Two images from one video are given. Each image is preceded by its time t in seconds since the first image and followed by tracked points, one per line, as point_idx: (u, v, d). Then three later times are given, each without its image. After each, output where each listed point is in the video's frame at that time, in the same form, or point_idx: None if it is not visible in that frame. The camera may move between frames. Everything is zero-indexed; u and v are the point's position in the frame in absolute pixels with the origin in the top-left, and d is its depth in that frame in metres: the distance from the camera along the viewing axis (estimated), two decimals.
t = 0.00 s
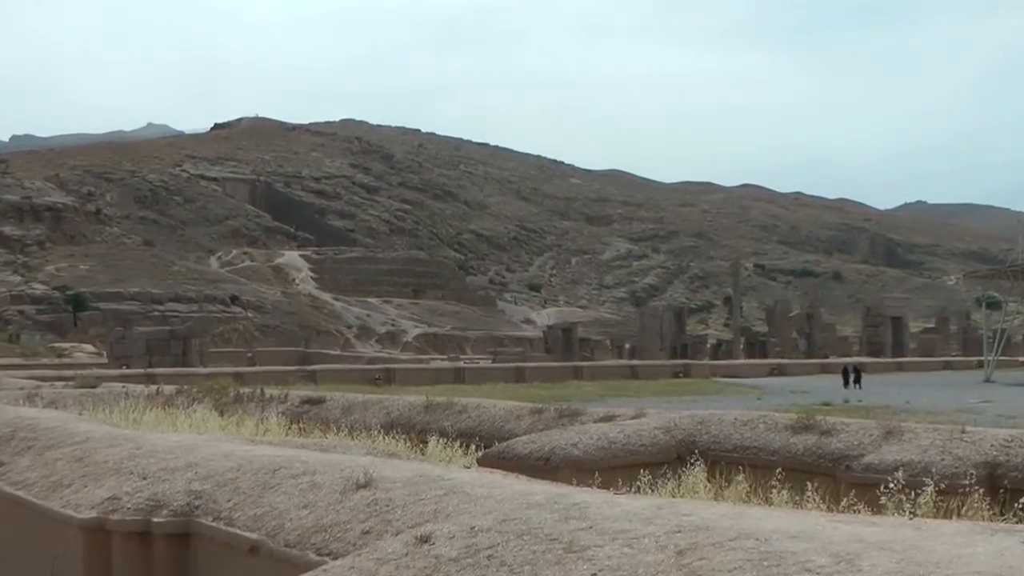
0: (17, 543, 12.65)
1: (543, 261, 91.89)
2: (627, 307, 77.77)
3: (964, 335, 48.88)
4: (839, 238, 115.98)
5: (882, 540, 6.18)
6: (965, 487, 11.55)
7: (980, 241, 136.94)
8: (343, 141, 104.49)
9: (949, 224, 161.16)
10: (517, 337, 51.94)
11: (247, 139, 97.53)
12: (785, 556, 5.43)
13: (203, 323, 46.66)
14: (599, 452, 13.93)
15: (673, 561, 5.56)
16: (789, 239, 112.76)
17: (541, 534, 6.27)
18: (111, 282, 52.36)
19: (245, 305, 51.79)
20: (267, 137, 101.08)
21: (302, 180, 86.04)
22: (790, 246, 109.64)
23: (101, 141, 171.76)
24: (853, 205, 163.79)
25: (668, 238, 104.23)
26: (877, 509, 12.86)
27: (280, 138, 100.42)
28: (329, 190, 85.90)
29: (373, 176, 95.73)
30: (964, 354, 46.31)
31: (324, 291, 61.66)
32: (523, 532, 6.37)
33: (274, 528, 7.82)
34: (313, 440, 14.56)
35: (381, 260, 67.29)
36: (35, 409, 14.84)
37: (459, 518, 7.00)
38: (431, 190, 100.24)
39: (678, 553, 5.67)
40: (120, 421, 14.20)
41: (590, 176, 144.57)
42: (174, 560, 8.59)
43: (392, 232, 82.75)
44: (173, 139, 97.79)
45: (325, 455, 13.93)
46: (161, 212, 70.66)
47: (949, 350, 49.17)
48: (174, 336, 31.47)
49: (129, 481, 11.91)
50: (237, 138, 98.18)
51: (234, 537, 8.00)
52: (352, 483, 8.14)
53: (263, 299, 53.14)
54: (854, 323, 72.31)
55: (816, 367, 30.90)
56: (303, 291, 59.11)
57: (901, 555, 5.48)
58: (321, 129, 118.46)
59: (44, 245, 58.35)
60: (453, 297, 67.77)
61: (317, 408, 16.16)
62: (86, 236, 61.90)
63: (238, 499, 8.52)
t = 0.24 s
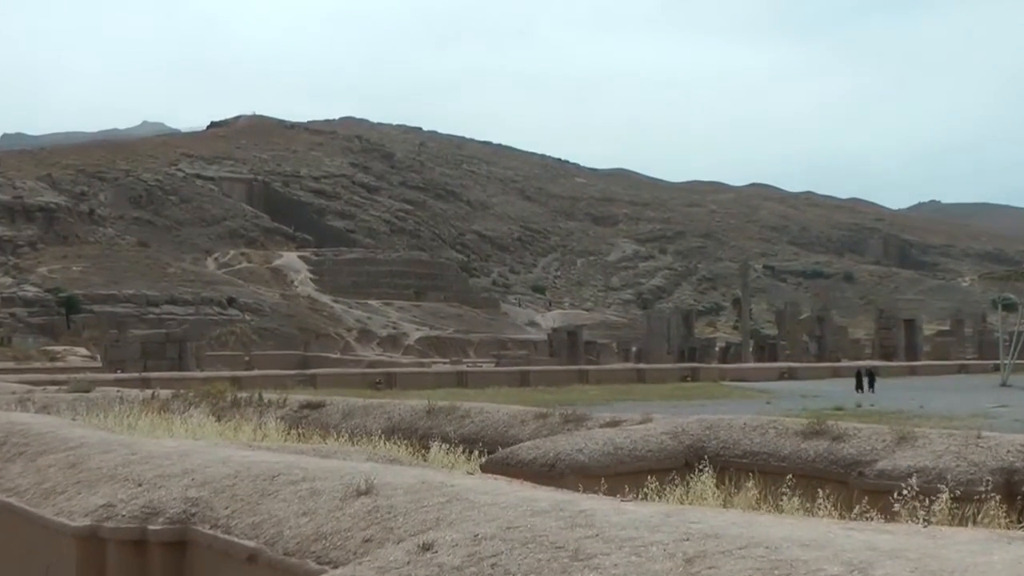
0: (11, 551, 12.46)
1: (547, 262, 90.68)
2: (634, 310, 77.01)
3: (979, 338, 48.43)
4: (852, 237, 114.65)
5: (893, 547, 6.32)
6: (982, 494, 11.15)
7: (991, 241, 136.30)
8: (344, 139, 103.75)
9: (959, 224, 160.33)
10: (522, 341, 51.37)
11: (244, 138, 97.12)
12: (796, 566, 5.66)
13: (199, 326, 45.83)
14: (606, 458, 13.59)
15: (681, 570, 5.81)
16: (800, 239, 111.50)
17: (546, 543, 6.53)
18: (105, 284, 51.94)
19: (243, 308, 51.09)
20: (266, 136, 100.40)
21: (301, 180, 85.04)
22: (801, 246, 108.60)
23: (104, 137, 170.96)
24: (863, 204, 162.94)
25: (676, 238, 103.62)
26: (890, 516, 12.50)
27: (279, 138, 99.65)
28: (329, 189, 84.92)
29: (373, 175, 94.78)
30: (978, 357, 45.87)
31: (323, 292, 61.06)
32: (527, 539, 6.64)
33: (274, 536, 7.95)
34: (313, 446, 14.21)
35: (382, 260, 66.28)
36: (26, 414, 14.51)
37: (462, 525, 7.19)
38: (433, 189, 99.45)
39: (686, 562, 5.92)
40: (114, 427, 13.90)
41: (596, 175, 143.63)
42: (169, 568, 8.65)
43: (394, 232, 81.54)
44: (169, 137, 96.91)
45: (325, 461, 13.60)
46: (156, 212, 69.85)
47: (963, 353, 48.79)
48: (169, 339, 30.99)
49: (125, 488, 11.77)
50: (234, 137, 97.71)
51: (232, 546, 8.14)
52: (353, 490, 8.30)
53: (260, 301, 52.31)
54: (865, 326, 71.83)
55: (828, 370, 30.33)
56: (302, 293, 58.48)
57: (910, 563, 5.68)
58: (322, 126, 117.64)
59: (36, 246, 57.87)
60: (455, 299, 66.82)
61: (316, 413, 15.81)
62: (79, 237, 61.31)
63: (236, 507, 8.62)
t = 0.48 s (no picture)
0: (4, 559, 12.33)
1: (551, 264, 90.11)
2: (640, 311, 76.37)
3: (997, 341, 47.81)
4: (864, 237, 113.37)
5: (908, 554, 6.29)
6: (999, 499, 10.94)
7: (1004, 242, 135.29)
8: (345, 138, 103.03)
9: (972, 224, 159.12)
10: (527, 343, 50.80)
11: (242, 138, 96.81)
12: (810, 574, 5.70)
13: (195, 327, 45.43)
14: (612, 464, 13.28)
15: None
16: (811, 240, 110.39)
17: (551, 551, 6.58)
18: (100, 285, 51.68)
19: (241, 310, 50.69)
20: (265, 135, 99.71)
21: (300, 179, 84.31)
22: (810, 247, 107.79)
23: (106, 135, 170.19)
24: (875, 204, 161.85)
25: (683, 239, 102.82)
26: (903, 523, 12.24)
27: (278, 136, 98.94)
28: (329, 188, 84.03)
29: (374, 174, 93.87)
30: (994, 361, 45.23)
31: (323, 294, 60.56)
32: (531, 548, 6.70)
33: (270, 545, 8.05)
34: (312, 452, 13.89)
35: (383, 262, 65.69)
36: (18, 419, 14.22)
37: (465, 532, 7.23)
38: (436, 189, 98.68)
39: (694, 571, 5.95)
40: (108, 432, 13.62)
41: (602, 174, 142.83)
42: None
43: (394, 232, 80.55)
44: (166, 136, 96.34)
45: (324, 467, 13.28)
46: (151, 213, 69.76)
47: (980, 356, 48.19)
48: (164, 343, 30.63)
49: (119, 494, 11.66)
50: (231, 137, 97.40)
51: (227, 555, 8.24)
52: (353, 497, 8.36)
53: (258, 304, 51.90)
54: (878, 329, 71.16)
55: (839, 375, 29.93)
56: (302, 295, 58.16)
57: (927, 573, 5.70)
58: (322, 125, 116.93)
59: (29, 247, 57.53)
60: (457, 300, 65.94)
61: (315, 418, 15.47)
62: (72, 237, 61.09)
63: (233, 513, 8.75)
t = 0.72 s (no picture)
0: None
1: (555, 265, 89.03)
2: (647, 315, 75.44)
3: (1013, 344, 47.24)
4: (876, 238, 111.81)
5: (920, 566, 6.56)
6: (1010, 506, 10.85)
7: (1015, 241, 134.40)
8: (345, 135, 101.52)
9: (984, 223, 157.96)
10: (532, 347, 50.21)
11: (239, 134, 94.85)
12: None
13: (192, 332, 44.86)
14: (619, 471, 12.97)
15: None
16: (821, 240, 108.88)
17: (557, 559, 7.06)
18: (94, 288, 50.71)
19: (238, 314, 50.04)
20: (264, 131, 98.09)
21: (299, 177, 82.16)
22: (820, 242, 106.12)
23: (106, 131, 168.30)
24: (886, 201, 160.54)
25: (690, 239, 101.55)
26: (919, 529, 11.93)
27: (277, 133, 97.28)
28: (328, 187, 82.50)
29: (375, 173, 92.26)
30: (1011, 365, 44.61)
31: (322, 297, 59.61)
32: (536, 556, 7.20)
33: (270, 553, 8.76)
34: (311, 458, 13.56)
35: (383, 264, 64.96)
36: (8, 424, 13.93)
37: (468, 540, 7.81)
38: (438, 188, 96.97)
39: None
40: (101, 437, 13.34)
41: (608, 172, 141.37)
42: None
43: (395, 233, 79.21)
44: (161, 134, 94.88)
45: (324, 473, 12.95)
46: (147, 214, 67.75)
47: (995, 359, 47.68)
48: (161, 346, 30.40)
49: (114, 501, 11.48)
50: (227, 133, 95.39)
51: (225, 561, 8.99)
52: (354, 504, 9.04)
53: (257, 307, 51.26)
54: (892, 333, 70.49)
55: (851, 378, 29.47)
56: (301, 298, 57.11)
57: None
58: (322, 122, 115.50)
59: (20, 248, 56.68)
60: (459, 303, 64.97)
61: (314, 423, 15.12)
62: (65, 238, 59.81)
63: (231, 520, 9.53)
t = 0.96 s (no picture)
0: None
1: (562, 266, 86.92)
2: (657, 318, 74.10)
3: None
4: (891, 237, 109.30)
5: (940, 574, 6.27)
6: None
7: None
8: (345, 135, 99.41)
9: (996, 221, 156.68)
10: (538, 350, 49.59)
11: (237, 133, 92.50)
12: None
13: (189, 337, 43.25)
14: (625, 477, 12.64)
15: None
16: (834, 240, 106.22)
17: (561, 568, 6.81)
18: (88, 289, 48.63)
19: (236, 315, 47.46)
20: (262, 131, 95.72)
21: (299, 177, 79.92)
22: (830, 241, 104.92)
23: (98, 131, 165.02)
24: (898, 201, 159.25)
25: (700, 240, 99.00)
26: (934, 537, 11.61)
27: (276, 132, 94.85)
28: (330, 187, 80.04)
29: (376, 173, 90.21)
30: None
31: (321, 299, 56.24)
32: (540, 565, 6.94)
33: (269, 561, 8.49)
34: (312, 464, 13.26)
35: (385, 264, 61.87)
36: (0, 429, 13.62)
37: (472, 548, 7.53)
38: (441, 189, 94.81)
39: None
40: (97, 442, 13.05)
41: (613, 172, 139.51)
42: None
43: (398, 233, 76.86)
44: (156, 133, 92.36)
45: (323, 479, 12.64)
46: (143, 214, 65.61)
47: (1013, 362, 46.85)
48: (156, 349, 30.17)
49: (109, 508, 11.19)
50: (226, 132, 92.97)
51: (221, 569, 8.71)
52: (354, 511, 8.82)
53: (254, 309, 48.62)
54: (909, 336, 69.50)
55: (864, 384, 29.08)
56: (299, 299, 54.10)
57: None
58: (320, 120, 113.22)
59: (14, 250, 55.96)
60: (464, 305, 62.03)
61: (314, 428, 14.82)
62: (59, 240, 58.36)
63: (227, 528, 9.24)
